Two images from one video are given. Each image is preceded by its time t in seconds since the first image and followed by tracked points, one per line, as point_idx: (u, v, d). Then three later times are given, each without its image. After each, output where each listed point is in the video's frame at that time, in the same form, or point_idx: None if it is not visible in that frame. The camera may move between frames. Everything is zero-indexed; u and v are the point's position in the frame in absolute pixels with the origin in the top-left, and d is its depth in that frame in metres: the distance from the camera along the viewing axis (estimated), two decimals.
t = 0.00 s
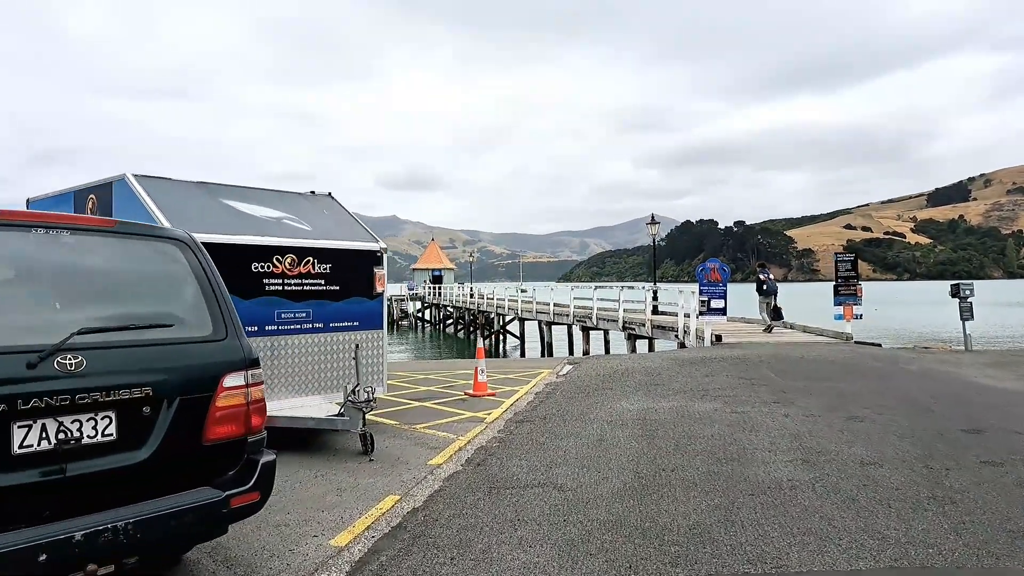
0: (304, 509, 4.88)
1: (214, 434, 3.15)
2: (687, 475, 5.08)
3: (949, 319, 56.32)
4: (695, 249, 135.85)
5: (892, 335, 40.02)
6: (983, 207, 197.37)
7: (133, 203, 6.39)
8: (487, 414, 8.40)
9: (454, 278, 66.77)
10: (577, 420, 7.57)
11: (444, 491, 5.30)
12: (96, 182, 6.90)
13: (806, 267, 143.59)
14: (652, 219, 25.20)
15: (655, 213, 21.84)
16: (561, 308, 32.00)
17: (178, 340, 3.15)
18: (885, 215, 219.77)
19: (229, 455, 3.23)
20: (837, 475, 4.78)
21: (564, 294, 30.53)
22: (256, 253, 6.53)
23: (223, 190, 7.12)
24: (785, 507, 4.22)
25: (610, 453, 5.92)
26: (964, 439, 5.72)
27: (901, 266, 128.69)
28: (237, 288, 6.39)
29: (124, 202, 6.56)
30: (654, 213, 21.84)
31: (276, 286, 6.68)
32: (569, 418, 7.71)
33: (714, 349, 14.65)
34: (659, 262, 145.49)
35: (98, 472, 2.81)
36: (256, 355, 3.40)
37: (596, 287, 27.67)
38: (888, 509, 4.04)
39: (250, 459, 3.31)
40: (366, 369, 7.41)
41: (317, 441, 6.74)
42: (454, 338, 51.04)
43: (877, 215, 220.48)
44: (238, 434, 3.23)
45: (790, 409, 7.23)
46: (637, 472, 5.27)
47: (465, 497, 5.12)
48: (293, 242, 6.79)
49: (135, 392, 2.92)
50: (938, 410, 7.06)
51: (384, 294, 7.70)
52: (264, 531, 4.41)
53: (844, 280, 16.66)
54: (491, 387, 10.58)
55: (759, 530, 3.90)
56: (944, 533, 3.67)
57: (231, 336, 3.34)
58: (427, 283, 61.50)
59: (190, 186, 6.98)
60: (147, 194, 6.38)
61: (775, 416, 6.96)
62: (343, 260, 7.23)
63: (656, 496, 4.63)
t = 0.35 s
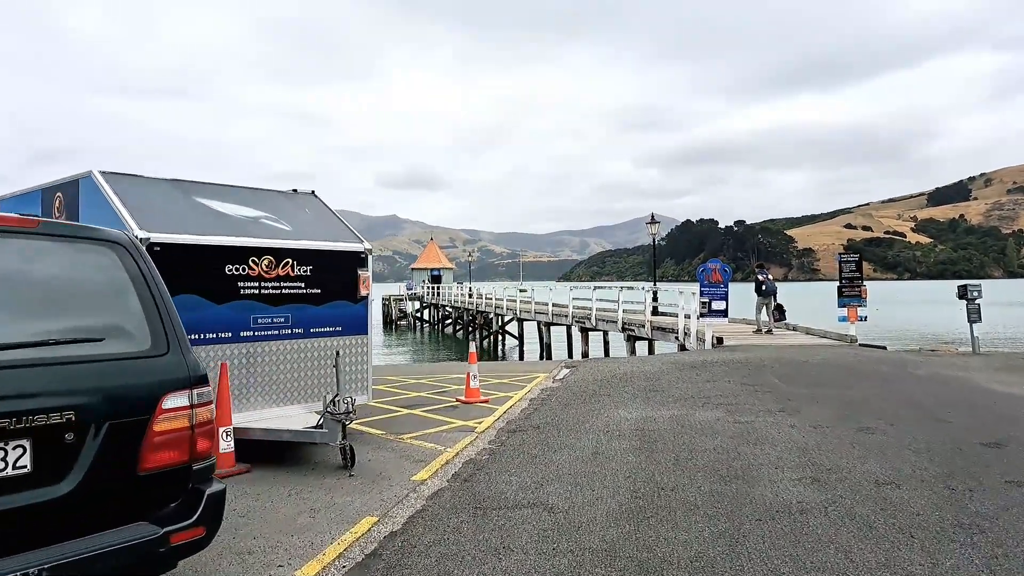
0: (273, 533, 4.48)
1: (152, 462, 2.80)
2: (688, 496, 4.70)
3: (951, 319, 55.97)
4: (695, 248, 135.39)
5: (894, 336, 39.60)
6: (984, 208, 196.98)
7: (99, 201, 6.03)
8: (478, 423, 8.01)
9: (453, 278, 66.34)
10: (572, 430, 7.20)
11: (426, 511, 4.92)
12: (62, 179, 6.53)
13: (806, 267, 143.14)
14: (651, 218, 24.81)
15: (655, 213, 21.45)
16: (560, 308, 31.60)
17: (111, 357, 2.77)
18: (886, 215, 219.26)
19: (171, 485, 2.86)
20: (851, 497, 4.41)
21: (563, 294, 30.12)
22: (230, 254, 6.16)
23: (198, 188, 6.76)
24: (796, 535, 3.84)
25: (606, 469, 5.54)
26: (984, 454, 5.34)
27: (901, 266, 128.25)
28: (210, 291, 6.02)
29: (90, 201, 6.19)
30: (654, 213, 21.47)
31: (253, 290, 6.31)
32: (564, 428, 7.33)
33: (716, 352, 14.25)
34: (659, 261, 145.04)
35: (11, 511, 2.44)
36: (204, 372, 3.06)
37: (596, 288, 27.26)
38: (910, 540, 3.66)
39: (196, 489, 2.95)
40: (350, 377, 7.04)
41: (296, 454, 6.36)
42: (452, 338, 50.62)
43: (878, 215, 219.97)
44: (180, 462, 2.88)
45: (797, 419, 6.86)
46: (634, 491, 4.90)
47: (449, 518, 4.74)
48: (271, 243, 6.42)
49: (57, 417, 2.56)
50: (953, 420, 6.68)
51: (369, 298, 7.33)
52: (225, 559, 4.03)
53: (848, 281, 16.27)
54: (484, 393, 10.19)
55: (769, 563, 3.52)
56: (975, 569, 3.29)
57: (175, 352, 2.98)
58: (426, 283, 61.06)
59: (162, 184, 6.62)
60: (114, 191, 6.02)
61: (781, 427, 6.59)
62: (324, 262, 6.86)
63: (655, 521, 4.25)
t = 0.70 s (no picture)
0: (236, 556, 4.07)
1: (69, 488, 2.41)
2: (692, 513, 4.31)
3: (952, 318, 55.70)
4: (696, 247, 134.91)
5: (898, 335, 39.15)
6: (985, 207, 196.42)
7: (60, 193, 5.62)
8: (469, 429, 7.60)
9: (452, 277, 65.90)
10: (568, 437, 6.81)
11: (408, 528, 4.52)
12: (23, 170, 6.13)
13: (807, 266, 142.72)
14: (652, 215, 24.36)
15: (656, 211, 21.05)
16: (559, 308, 31.17)
17: (19, 366, 2.37)
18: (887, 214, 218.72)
19: (94, 515, 2.46)
20: (872, 516, 4.01)
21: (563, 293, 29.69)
22: (200, 250, 5.76)
23: (170, 181, 6.38)
24: (814, 561, 3.44)
25: (603, 482, 5.14)
26: (1012, 466, 4.94)
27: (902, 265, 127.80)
28: (178, 290, 5.62)
29: (50, 193, 5.78)
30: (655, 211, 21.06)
31: (225, 289, 5.91)
32: (560, 435, 6.93)
33: (718, 353, 13.84)
34: (660, 261, 144.59)
35: None
36: (139, 382, 2.68)
37: (595, 287, 26.84)
38: (942, 568, 3.26)
39: (125, 519, 2.55)
40: (331, 381, 6.65)
41: (272, 464, 5.96)
42: (451, 338, 50.19)
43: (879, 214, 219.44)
44: (104, 487, 2.49)
45: (806, 425, 6.47)
46: (634, 508, 4.50)
47: (432, 537, 4.34)
48: (246, 238, 6.02)
49: None
50: (973, 427, 6.27)
51: (352, 297, 6.94)
52: None
53: (853, 280, 15.85)
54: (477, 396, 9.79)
55: None
56: None
57: (100, 359, 2.58)
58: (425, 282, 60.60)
59: (130, 175, 6.22)
60: (75, 182, 5.61)
61: (790, 434, 6.19)
62: (304, 259, 6.46)
63: (657, 544, 3.85)
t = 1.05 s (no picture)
0: None
1: None
2: (696, 531, 3.94)
3: (954, 317, 55.27)
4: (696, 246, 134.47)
5: (900, 334, 38.77)
6: (984, 206, 196.12)
7: (16, 184, 5.25)
8: (460, 433, 7.22)
9: (451, 275, 65.55)
10: (563, 442, 6.44)
11: (386, 546, 4.13)
12: None
13: (807, 265, 142.29)
14: (652, 213, 23.99)
15: (655, 209, 20.64)
16: (558, 307, 30.81)
17: None
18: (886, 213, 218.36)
19: None
20: (894, 536, 3.65)
21: (562, 291, 29.27)
22: (169, 244, 5.40)
23: (139, 171, 6.02)
24: None
25: (599, 493, 4.78)
26: None
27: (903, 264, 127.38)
28: (143, 287, 5.26)
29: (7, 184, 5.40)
30: (654, 209, 20.65)
31: (195, 286, 5.54)
32: (554, 440, 6.56)
33: (720, 353, 13.48)
34: (659, 260, 144.15)
35: None
36: (54, 391, 2.33)
37: (595, 285, 26.43)
38: None
39: (30, 552, 2.16)
40: (312, 383, 6.27)
41: (245, 473, 5.58)
42: (450, 337, 49.85)
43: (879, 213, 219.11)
44: (8, 515, 2.13)
45: (814, 430, 6.10)
46: (632, 524, 4.13)
47: (411, 556, 3.96)
48: (218, 231, 5.65)
49: None
50: (995, 432, 5.89)
51: (335, 295, 6.57)
52: None
53: (857, 278, 15.46)
54: (471, 398, 9.42)
55: None
56: None
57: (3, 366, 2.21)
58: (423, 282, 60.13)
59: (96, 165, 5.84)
60: (33, 170, 5.24)
61: (798, 440, 5.82)
62: (282, 254, 6.09)
63: (658, 566, 3.48)
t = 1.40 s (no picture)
0: None
1: None
2: (701, 566, 3.52)
3: (956, 317, 54.73)
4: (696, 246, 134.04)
5: (903, 336, 38.31)
6: (985, 207, 195.68)
7: None
8: (448, 446, 6.80)
9: (450, 276, 65.10)
10: (556, 457, 6.03)
11: None
12: None
13: (807, 265, 141.86)
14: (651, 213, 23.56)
15: (655, 208, 20.21)
16: (556, 308, 30.39)
17: None
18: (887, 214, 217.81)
19: None
20: None
21: (561, 292, 28.82)
22: (127, 244, 4.97)
23: (100, 166, 5.59)
24: None
25: (594, 520, 4.36)
26: None
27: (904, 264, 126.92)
28: (98, 291, 4.83)
29: None
30: (654, 208, 20.22)
31: (157, 290, 5.12)
32: (547, 455, 6.14)
33: (721, 357, 13.07)
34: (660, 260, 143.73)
35: None
36: None
37: (594, 287, 25.99)
38: None
39: None
40: (287, 394, 5.86)
41: (211, 493, 5.16)
42: (448, 338, 49.40)
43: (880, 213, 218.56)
44: None
45: (826, 445, 5.67)
46: (630, 557, 3.71)
47: None
48: (182, 231, 5.23)
49: None
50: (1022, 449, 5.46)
51: (314, 299, 6.16)
52: None
53: (863, 279, 15.03)
54: (462, 406, 9.00)
55: None
56: None
57: None
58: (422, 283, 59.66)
59: (53, 159, 5.41)
60: None
61: (809, 456, 5.40)
62: (254, 255, 5.67)
63: None
